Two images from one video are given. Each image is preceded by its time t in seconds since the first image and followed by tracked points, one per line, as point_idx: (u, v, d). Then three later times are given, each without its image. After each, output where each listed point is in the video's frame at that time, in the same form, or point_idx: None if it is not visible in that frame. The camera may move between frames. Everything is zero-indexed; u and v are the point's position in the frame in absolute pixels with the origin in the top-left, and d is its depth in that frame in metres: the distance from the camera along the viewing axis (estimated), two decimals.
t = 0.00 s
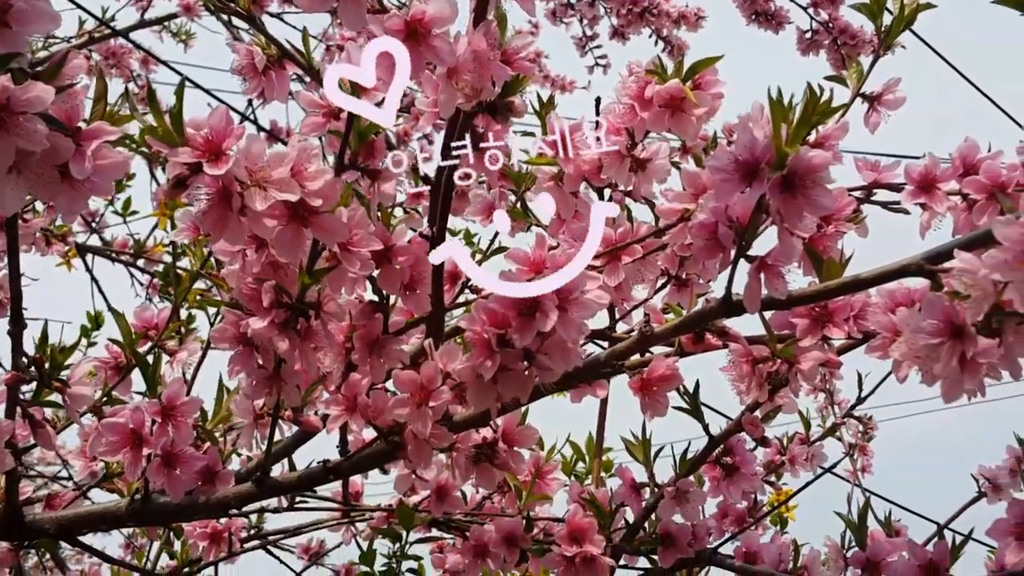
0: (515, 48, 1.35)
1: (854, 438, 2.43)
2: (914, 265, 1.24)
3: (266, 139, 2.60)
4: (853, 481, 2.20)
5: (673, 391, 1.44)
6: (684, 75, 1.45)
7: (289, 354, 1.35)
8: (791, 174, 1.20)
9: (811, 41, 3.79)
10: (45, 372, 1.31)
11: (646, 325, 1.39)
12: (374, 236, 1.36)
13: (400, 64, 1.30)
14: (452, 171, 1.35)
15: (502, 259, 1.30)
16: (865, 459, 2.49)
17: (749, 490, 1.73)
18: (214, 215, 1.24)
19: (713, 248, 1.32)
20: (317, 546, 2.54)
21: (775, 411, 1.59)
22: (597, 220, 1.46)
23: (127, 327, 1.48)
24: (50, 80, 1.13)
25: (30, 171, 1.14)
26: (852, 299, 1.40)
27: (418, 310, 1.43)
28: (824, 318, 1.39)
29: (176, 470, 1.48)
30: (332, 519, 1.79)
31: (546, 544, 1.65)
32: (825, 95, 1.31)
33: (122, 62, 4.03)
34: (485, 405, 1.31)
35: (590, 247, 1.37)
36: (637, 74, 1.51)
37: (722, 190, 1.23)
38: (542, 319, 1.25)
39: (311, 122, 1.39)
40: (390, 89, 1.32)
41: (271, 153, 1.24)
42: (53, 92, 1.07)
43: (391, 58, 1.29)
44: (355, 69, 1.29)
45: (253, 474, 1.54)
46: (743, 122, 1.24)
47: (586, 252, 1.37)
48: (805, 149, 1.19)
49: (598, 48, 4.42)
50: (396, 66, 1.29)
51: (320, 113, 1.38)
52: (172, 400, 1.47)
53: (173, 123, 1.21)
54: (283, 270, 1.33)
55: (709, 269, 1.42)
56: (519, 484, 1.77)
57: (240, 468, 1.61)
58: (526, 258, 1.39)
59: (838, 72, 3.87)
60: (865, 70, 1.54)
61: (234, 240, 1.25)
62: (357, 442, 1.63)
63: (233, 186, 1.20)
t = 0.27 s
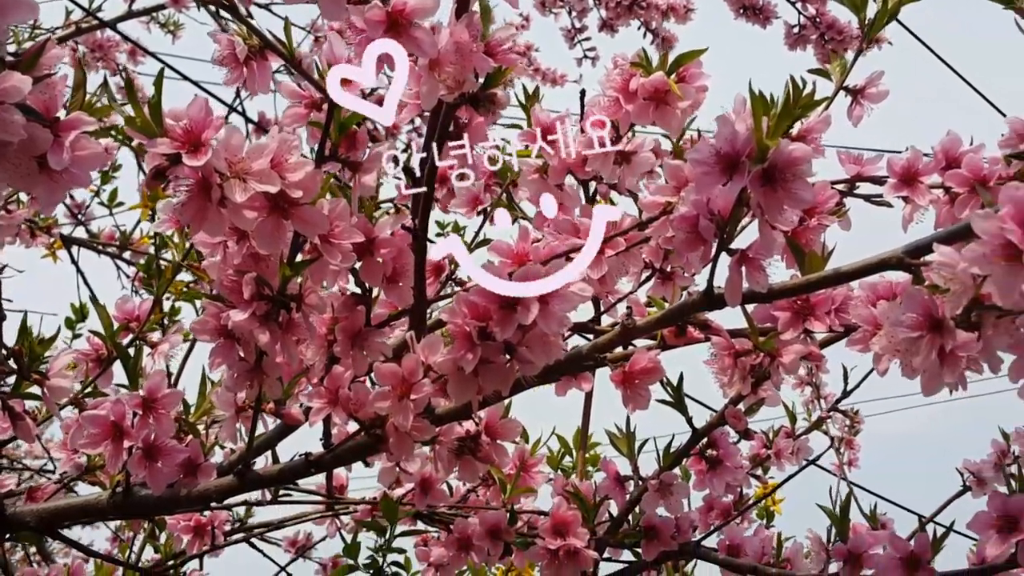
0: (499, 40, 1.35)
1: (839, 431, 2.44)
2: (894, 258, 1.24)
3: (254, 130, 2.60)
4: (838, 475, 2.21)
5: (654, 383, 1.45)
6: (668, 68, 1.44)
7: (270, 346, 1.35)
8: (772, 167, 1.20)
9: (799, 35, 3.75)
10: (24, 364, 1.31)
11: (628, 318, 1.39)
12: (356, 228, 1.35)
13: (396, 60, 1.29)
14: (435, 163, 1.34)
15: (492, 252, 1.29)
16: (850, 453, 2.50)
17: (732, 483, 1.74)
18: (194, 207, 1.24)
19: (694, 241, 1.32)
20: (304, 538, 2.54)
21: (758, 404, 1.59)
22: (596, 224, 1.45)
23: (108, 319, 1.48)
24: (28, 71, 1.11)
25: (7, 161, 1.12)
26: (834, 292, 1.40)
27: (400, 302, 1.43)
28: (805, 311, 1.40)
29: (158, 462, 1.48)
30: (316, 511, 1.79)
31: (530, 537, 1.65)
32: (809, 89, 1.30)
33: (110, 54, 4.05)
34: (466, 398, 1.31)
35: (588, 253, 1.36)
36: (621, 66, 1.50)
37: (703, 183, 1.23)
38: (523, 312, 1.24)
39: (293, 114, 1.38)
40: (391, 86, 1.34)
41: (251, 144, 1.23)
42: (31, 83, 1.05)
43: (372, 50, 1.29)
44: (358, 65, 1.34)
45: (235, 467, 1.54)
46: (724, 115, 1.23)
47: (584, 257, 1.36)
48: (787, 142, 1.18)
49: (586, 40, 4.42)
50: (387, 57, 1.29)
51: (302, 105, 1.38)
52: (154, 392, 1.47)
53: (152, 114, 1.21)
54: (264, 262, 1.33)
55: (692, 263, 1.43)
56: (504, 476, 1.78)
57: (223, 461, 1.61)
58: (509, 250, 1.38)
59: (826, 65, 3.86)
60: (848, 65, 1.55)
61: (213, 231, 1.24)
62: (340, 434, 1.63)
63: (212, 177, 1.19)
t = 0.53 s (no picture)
0: (485, 37, 1.34)
1: (825, 432, 2.45)
2: (876, 259, 1.25)
3: (242, 125, 2.59)
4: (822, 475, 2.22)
5: (637, 382, 1.45)
6: (655, 67, 1.45)
7: (252, 342, 1.34)
8: (754, 167, 1.21)
9: (790, 34, 3.75)
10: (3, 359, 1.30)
11: (612, 316, 1.39)
12: (339, 224, 1.35)
13: (398, 67, 1.28)
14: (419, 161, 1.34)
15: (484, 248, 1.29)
16: (836, 453, 2.51)
17: (716, 483, 1.74)
18: (175, 201, 1.23)
19: (677, 240, 1.32)
20: (290, 536, 2.54)
21: (742, 404, 1.60)
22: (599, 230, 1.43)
23: (90, 313, 1.47)
24: (9, 63, 1.10)
25: None
26: (816, 293, 1.41)
27: (384, 299, 1.43)
28: (788, 312, 1.40)
29: (139, 458, 1.47)
30: (299, 508, 1.79)
31: (513, 535, 1.65)
32: (792, 91, 1.31)
33: (99, 47, 4.03)
34: (448, 395, 1.31)
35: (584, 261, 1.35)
36: (607, 64, 1.51)
37: (686, 182, 1.23)
38: (506, 310, 1.24)
39: (278, 109, 1.38)
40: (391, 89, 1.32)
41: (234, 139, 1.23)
42: (12, 74, 1.04)
43: (356, 46, 1.28)
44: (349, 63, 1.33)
45: (217, 463, 1.54)
46: (708, 115, 1.24)
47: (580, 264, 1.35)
48: (770, 142, 1.19)
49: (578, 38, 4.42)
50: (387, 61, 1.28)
51: (287, 101, 1.38)
52: (135, 387, 1.46)
53: (134, 108, 1.20)
54: (246, 258, 1.32)
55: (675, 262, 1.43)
56: (488, 474, 1.78)
57: (205, 457, 1.61)
58: (494, 248, 1.38)
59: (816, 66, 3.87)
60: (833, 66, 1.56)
61: (195, 226, 1.23)
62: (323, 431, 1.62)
63: (194, 172, 1.19)
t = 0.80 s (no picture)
0: (468, 30, 1.34)
1: (811, 430, 2.46)
2: (857, 255, 1.25)
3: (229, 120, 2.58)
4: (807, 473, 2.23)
5: (620, 377, 1.45)
6: (637, 62, 1.46)
7: (233, 335, 1.33)
8: (738, 161, 1.20)
9: (778, 33, 3.76)
10: None
11: (594, 311, 1.38)
12: (321, 217, 1.34)
13: (396, 68, 1.28)
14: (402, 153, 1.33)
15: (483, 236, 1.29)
16: (821, 452, 2.52)
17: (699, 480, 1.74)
18: (154, 191, 1.22)
19: (659, 234, 1.32)
20: (274, 533, 2.53)
21: (725, 401, 1.60)
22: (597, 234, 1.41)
23: (70, 305, 1.46)
24: None
25: None
26: (799, 289, 1.41)
27: (366, 293, 1.42)
28: (771, 308, 1.40)
29: (119, 451, 1.46)
30: (282, 503, 1.78)
31: (496, 531, 1.65)
32: (775, 87, 1.32)
33: (86, 40, 4.02)
34: (430, 389, 1.30)
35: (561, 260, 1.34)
36: (592, 59, 1.50)
37: (669, 176, 1.23)
38: (488, 304, 1.23)
39: (260, 101, 1.37)
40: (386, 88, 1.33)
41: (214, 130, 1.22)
42: None
43: (339, 37, 1.27)
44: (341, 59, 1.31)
45: (197, 457, 1.53)
46: (691, 109, 1.23)
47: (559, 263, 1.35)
48: (753, 137, 1.17)
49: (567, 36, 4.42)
50: (388, 60, 1.28)
51: (269, 92, 1.37)
52: (115, 379, 1.45)
53: (113, 97, 1.19)
54: (227, 250, 1.31)
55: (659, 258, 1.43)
56: (471, 470, 1.77)
57: (186, 451, 1.60)
58: (477, 241, 1.37)
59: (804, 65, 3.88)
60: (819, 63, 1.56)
61: (174, 217, 1.22)
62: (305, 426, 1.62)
63: (174, 162, 1.18)
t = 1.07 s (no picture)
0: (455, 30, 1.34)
1: (798, 432, 2.46)
2: (842, 255, 1.25)
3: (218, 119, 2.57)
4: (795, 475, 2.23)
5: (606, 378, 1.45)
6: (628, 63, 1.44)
7: (218, 334, 1.32)
8: (723, 162, 1.21)
9: (767, 35, 3.77)
10: None
11: (580, 312, 1.39)
12: (307, 216, 1.34)
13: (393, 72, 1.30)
14: (389, 153, 1.33)
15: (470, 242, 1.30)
16: (809, 453, 2.53)
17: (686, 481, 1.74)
18: (139, 190, 1.21)
19: (645, 235, 1.33)
20: (260, 533, 2.52)
21: (711, 402, 1.60)
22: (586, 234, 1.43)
23: (55, 304, 1.45)
24: None
25: None
26: (784, 290, 1.41)
27: (353, 293, 1.42)
28: (757, 309, 1.40)
29: (104, 451, 1.45)
30: (268, 504, 1.77)
31: (483, 532, 1.64)
32: (762, 88, 1.32)
33: (74, 39, 4.01)
34: (415, 389, 1.30)
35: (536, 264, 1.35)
36: (579, 59, 1.50)
37: (654, 176, 1.23)
38: (473, 303, 1.23)
39: (247, 99, 1.36)
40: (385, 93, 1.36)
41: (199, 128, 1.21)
42: None
43: (325, 36, 1.27)
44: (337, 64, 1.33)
45: (183, 457, 1.52)
46: (677, 110, 1.23)
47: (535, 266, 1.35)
48: (738, 138, 1.18)
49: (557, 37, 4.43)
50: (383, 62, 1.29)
51: (256, 91, 1.37)
52: (100, 379, 1.45)
53: (97, 94, 1.18)
54: (213, 249, 1.31)
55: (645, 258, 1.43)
56: (459, 470, 1.77)
57: (172, 450, 1.59)
58: (464, 242, 1.37)
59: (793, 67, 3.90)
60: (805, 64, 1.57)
61: (159, 216, 1.22)
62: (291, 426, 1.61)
63: (158, 160, 1.17)
